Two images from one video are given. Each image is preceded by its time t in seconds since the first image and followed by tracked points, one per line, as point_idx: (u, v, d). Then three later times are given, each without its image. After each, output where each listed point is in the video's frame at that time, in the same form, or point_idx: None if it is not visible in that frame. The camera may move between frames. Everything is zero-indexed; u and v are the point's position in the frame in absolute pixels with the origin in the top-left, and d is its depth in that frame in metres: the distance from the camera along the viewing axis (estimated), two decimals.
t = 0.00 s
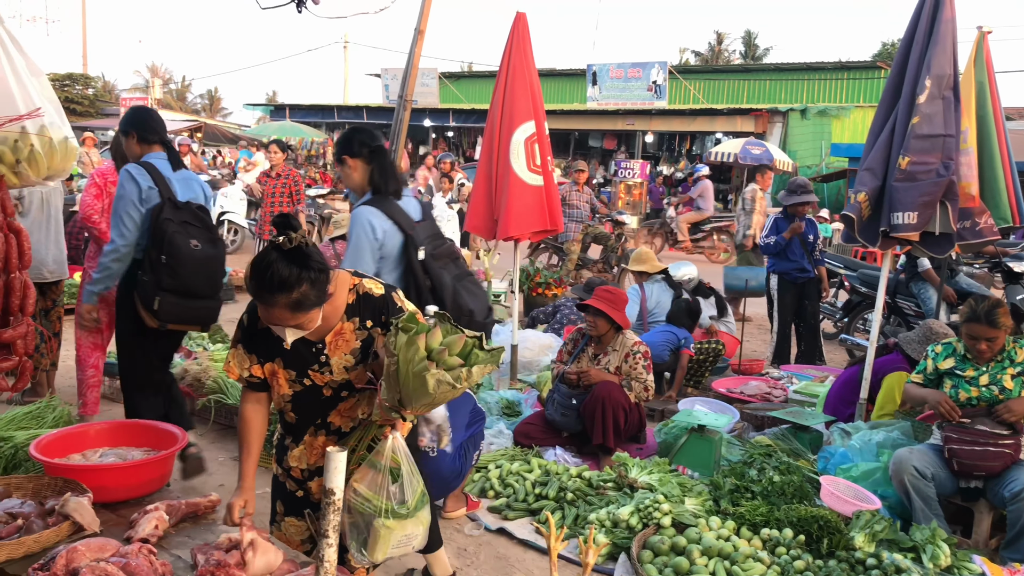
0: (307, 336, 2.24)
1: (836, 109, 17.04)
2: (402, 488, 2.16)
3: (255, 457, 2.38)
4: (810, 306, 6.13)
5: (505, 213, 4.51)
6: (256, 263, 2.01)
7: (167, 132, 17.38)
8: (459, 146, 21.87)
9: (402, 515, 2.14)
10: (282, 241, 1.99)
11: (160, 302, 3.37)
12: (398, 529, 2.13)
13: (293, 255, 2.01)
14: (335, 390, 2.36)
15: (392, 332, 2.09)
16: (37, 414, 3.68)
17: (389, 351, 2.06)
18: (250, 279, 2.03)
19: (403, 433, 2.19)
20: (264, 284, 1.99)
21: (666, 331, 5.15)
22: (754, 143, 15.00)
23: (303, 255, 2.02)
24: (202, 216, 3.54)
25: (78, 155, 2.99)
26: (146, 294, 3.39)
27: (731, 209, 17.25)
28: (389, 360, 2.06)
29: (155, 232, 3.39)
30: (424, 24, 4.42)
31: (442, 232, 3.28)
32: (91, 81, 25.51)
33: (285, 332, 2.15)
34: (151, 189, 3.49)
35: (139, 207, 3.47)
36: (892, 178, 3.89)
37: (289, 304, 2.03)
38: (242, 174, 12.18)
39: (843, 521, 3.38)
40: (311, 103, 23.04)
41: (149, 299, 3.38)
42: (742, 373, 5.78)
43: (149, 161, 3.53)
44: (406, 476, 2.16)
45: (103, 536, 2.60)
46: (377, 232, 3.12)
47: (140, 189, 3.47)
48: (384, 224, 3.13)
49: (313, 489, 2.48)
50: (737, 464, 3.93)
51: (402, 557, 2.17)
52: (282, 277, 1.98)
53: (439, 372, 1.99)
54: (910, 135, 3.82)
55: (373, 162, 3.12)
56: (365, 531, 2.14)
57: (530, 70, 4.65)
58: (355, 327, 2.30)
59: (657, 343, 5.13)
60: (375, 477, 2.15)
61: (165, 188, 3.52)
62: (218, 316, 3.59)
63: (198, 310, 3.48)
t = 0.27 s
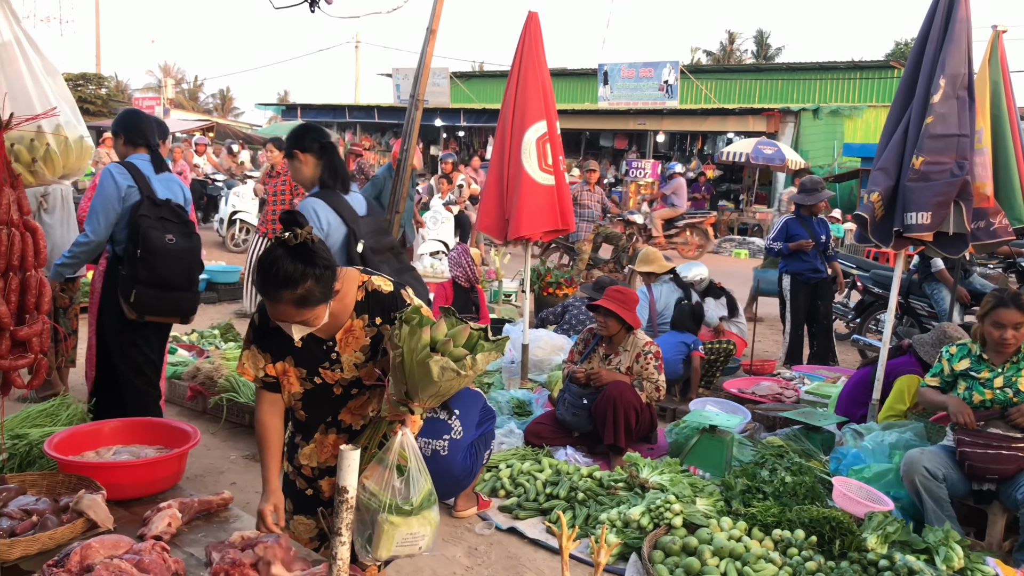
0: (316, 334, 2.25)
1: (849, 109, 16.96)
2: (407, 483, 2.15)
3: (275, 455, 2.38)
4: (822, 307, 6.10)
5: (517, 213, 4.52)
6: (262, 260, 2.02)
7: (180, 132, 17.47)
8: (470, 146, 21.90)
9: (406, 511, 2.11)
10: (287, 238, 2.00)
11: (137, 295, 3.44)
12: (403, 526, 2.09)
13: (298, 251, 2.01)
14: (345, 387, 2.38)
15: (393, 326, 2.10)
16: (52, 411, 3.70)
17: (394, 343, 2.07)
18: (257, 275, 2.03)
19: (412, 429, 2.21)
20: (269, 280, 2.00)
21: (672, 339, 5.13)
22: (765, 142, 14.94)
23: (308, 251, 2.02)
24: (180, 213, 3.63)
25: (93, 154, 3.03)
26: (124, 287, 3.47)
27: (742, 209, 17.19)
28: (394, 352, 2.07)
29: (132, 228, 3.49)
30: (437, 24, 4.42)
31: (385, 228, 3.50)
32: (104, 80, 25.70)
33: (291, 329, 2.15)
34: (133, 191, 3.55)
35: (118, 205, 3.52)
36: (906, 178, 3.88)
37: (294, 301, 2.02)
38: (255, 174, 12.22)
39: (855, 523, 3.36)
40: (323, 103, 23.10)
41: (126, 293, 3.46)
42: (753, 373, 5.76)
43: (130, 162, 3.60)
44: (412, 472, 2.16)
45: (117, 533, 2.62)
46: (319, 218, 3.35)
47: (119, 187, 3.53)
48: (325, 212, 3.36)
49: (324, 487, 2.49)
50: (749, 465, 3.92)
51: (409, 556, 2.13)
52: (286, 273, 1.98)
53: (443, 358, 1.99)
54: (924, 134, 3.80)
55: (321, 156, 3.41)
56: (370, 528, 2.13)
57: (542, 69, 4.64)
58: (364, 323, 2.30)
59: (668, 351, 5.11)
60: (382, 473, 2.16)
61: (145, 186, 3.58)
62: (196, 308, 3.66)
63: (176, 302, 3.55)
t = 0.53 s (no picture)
0: (320, 335, 2.26)
1: (856, 111, 16.94)
2: (418, 483, 2.16)
3: (261, 455, 2.37)
4: (829, 309, 6.10)
5: (524, 214, 4.54)
6: (266, 261, 2.04)
7: (189, 133, 17.54)
8: (476, 147, 21.94)
9: (418, 510, 2.13)
10: (290, 239, 2.02)
11: (133, 282, 3.51)
12: (415, 525, 2.12)
13: (301, 252, 2.03)
14: (353, 387, 2.39)
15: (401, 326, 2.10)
16: (62, 410, 3.72)
17: (401, 344, 2.08)
18: (261, 277, 2.05)
19: (420, 429, 2.22)
20: (272, 281, 2.02)
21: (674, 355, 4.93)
22: (772, 144, 14.93)
23: (311, 252, 2.04)
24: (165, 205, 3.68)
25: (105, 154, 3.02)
26: (119, 274, 3.52)
27: (748, 211, 17.18)
28: (401, 353, 2.08)
29: (124, 218, 3.53)
30: (446, 26, 4.44)
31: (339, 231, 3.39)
32: (112, 81, 25.82)
33: (297, 330, 2.16)
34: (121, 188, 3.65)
35: (107, 198, 3.61)
36: (914, 180, 3.87)
37: (298, 302, 2.04)
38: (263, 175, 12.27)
39: (862, 525, 3.37)
40: (329, 105, 23.17)
41: (122, 281, 3.51)
42: (760, 375, 5.76)
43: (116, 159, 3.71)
44: (423, 472, 2.17)
45: (127, 532, 2.64)
46: (267, 219, 3.20)
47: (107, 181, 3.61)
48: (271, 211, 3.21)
49: (332, 487, 2.50)
50: (755, 467, 3.92)
51: (423, 552, 2.16)
52: (290, 274, 2.00)
53: (450, 361, 2.02)
54: (932, 137, 3.79)
55: (277, 157, 3.27)
56: (383, 527, 2.16)
57: (550, 71, 4.65)
58: (371, 324, 2.32)
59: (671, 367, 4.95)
60: (393, 472, 2.17)
61: (130, 179, 3.67)
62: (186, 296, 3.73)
63: (169, 289, 3.62)
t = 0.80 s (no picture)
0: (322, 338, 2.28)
1: (860, 114, 16.92)
2: (426, 484, 2.17)
3: (254, 459, 2.35)
4: (833, 311, 6.11)
5: (528, 216, 4.55)
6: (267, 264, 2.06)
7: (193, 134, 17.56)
8: (480, 149, 21.97)
9: (427, 511, 2.15)
10: (291, 244, 2.03)
11: (114, 282, 3.60)
12: (425, 525, 2.13)
13: (303, 257, 2.04)
14: (356, 389, 2.40)
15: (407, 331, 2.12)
16: (67, 410, 3.75)
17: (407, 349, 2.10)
18: (264, 281, 2.07)
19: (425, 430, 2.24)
20: (274, 285, 2.03)
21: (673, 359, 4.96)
22: (775, 146, 14.93)
23: (313, 257, 2.06)
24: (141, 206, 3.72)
25: (112, 156, 3.04)
26: (99, 276, 3.61)
27: (751, 213, 17.18)
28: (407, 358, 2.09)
29: (102, 220, 3.59)
30: (450, 28, 4.46)
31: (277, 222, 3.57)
32: (117, 83, 25.91)
33: (299, 334, 2.18)
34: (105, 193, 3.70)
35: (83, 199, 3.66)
36: (917, 184, 3.88)
37: (299, 306, 2.05)
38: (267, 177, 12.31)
39: (865, 528, 3.37)
40: (333, 106, 23.21)
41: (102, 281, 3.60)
42: (763, 377, 5.77)
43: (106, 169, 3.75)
44: (429, 472, 2.18)
45: (132, 531, 2.65)
46: (207, 217, 3.35)
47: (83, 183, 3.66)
48: (214, 209, 3.36)
49: (337, 488, 2.52)
50: (758, 469, 3.92)
51: (430, 551, 2.18)
52: (291, 278, 2.02)
53: (458, 371, 2.03)
54: (935, 140, 3.80)
55: (221, 159, 3.43)
56: (391, 528, 2.17)
57: (554, 74, 4.67)
58: (374, 326, 2.32)
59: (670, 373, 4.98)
60: (399, 473, 2.18)
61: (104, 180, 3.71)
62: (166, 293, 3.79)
63: (148, 288, 3.68)
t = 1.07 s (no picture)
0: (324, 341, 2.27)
1: (860, 115, 16.91)
2: (427, 483, 2.18)
3: (261, 463, 2.33)
4: (833, 313, 6.11)
5: (528, 217, 4.55)
6: (271, 268, 2.05)
7: (193, 134, 17.58)
8: (480, 149, 21.98)
9: (427, 510, 2.15)
10: (295, 248, 2.02)
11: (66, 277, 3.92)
12: (422, 524, 2.15)
13: (308, 261, 2.04)
14: (359, 391, 2.41)
15: (414, 330, 2.11)
16: (66, 411, 3.76)
17: (413, 347, 2.09)
18: (266, 285, 2.07)
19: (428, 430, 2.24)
20: (279, 289, 2.03)
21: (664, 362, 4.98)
22: (775, 147, 14.92)
23: (317, 261, 2.05)
24: (96, 202, 3.94)
25: (111, 156, 3.09)
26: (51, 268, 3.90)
27: (751, 214, 17.20)
28: (414, 356, 2.09)
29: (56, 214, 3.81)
30: (450, 29, 4.46)
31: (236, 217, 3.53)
32: (117, 83, 25.92)
33: (302, 337, 2.19)
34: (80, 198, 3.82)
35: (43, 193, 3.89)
36: (917, 184, 3.88)
37: (304, 310, 2.05)
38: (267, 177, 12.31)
39: (864, 528, 3.37)
40: (334, 107, 23.21)
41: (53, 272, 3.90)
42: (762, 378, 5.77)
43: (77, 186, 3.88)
44: (430, 473, 2.19)
45: (132, 531, 2.65)
46: (165, 212, 3.30)
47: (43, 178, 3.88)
48: (173, 206, 3.31)
49: (336, 488, 2.52)
50: (757, 470, 3.93)
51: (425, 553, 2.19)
52: (295, 282, 2.01)
53: (467, 366, 2.03)
54: (935, 141, 3.80)
55: (179, 156, 3.40)
56: (389, 526, 2.17)
57: (554, 75, 4.67)
58: (377, 327, 2.32)
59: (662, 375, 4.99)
60: (400, 473, 2.18)
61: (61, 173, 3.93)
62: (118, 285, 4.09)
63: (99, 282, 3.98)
